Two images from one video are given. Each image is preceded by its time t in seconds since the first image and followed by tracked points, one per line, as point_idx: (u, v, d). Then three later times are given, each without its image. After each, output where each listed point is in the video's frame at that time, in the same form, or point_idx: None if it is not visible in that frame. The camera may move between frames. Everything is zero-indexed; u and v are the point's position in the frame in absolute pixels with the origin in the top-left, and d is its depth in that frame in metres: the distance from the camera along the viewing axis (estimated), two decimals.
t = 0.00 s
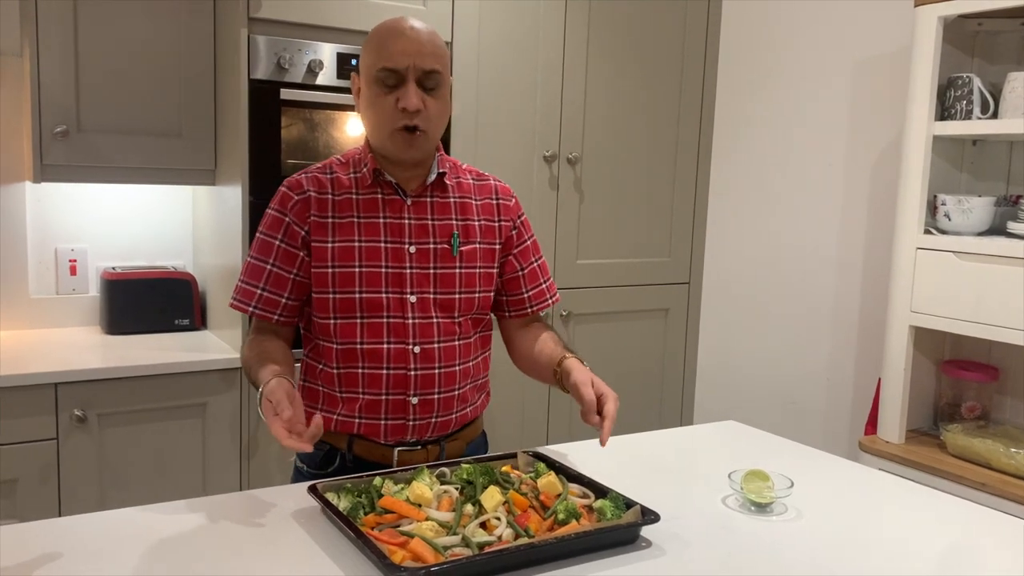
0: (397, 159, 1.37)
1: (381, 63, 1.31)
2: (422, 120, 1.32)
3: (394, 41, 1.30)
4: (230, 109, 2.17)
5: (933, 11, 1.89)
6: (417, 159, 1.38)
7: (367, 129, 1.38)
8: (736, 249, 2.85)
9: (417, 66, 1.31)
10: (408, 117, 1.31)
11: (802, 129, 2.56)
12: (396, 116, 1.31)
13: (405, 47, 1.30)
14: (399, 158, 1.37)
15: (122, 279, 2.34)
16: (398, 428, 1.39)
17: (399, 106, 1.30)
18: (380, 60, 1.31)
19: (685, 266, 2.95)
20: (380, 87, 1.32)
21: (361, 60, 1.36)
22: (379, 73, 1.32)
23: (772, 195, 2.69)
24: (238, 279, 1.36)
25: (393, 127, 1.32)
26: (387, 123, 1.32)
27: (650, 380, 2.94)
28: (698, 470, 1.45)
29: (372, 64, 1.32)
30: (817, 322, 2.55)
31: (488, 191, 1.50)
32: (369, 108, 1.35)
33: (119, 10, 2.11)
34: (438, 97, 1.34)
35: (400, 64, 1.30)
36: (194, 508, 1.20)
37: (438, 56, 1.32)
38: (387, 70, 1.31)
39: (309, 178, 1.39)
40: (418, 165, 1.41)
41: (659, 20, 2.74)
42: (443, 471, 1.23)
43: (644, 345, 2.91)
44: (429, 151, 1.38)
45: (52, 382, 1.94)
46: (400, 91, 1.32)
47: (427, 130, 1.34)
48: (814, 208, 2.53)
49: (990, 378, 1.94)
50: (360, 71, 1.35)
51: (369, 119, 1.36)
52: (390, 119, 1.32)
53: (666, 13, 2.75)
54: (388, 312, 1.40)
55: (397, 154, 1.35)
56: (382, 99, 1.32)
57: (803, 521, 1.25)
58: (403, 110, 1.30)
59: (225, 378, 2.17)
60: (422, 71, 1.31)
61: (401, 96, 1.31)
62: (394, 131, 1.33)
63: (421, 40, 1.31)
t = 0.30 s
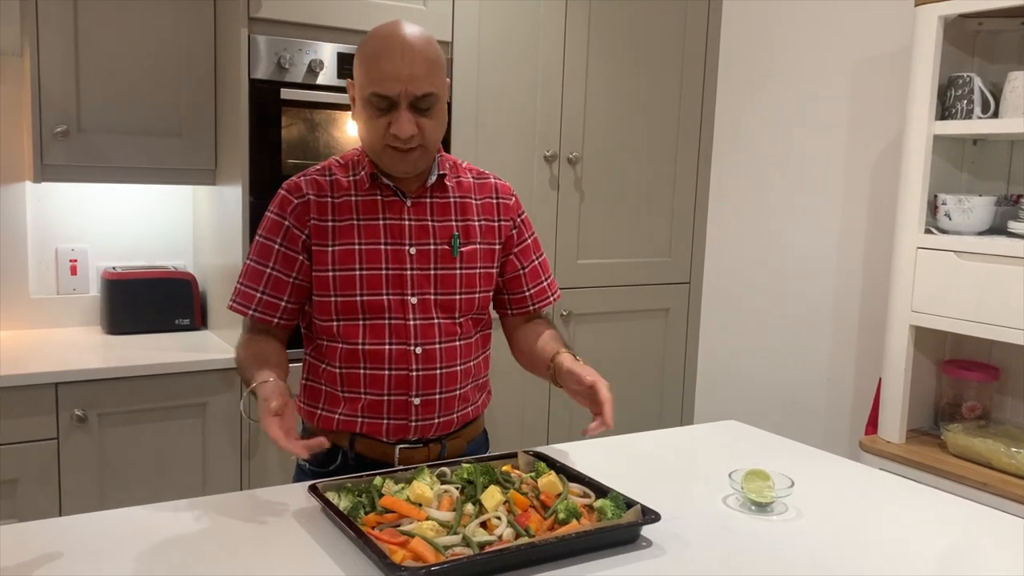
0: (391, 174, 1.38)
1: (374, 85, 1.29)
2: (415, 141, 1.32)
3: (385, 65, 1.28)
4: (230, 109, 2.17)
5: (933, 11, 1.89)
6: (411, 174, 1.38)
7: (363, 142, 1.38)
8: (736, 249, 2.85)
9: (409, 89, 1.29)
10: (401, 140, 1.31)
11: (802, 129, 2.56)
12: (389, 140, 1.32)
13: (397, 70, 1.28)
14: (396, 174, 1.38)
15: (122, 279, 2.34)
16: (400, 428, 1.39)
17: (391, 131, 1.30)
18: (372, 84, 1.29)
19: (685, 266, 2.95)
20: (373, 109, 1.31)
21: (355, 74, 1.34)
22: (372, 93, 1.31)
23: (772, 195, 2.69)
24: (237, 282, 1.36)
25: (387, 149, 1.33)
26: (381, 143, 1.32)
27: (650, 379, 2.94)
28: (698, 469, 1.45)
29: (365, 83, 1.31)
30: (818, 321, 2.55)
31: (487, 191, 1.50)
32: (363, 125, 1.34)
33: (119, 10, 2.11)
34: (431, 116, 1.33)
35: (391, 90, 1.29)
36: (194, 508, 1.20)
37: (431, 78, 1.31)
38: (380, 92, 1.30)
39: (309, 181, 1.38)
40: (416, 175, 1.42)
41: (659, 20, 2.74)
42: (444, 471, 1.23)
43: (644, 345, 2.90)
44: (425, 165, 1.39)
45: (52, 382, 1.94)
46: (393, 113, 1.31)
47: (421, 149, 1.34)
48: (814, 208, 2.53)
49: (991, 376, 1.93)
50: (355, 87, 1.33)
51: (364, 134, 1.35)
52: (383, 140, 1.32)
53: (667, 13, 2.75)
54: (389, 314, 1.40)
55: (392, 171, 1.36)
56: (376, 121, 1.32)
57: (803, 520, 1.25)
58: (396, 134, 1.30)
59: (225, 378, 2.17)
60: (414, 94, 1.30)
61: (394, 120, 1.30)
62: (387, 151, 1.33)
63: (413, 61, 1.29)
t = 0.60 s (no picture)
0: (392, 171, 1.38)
1: (378, 81, 1.30)
2: (420, 136, 1.33)
3: (389, 61, 1.29)
4: (230, 109, 2.17)
5: (933, 11, 1.89)
6: (413, 171, 1.38)
7: (364, 139, 1.37)
8: (736, 249, 2.85)
9: (414, 84, 1.30)
10: (406, 135, 1.31)
11: (802, 130, 2.57)
12: (393, 136, 1.32)
13: (402, 66, 1.29)
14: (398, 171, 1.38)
15: (122, 279, 2.34)
16: (400, 427, 1.39)
17: (396, 126, 1.31)
18: (376, 79, 1.30)
19: (685, 266, 2.95)
20: (376, 105, 1.32)
21: (355, 71, 1.34)
22: (375, 89, 1.31)
23: (772, 195, 2.69)
24: (238, 280, 1.34)
25: (390, 145, 1.33)
26: (384, 139, 1.32)
27: (651, 379, 2.94)
28: (699, 469, 1.45)
29: (368, 79, 1.31)
30: (818, 321, 2.55)
31: (485, 187, 1.51)
32: (365, 121, 1.34)
33: (119, 10, 2.11)
34: (433, 112, 1.34)
35: (396, 85, 1.29)
36: (196, 508, 1.20)
37: (434, 73, 1.32)
38: (384, 88, 1.30)
39: (309, 179, 1.38)
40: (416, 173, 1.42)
41: (660, 20, 2.74)
42: (445, 471, 1.23)
43: (644, 345, 2.90)
44: (426, 162, 1.39)
45: (53, 382, 1.94)
46: (397, 109, 1.31)
47: (423, 145, 1.35)
48: (814, 208, 2.54)
49: (991, 377, 1.94)
50: (356, 83, 1.33)
51: (365, 131, 1.35)
52: (387, 136, 1.32)
53: (667, 13, 2.75)
54: (389, 312, 1.40)
55: (393, 168, 1.36)
56: (379, 117, 1.32)
57: (803, 520, 1.25)
58: (401, 129, 1.30)
59: (225, 378, 2.17)
60: (418, 89, 1.31)
61: (398, 115, 1.31)
62: (391, 147, 1.33)
63: (417, 56, 1.30)
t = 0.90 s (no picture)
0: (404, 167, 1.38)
1: (406, 74, 1.31)
2: (441, 132, 1.34)
3: (419, 54, 1.30)
4: (230, 111, 2.17)
5: (932, 13, 1.90)
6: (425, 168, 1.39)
7: (378, 133, 1.37)
8: (736, 250, 2.85)
9: (441, 80, 1.32)
10: (429, 129, 1.33)
11: (802, 131, 2.57)
12: (415, 129, 1.33)
13: (431, 60, 1.31)
14: (411, 167, 1.38)
15: (122, 280, 2.34)
16: (399, 430, 1.40)
17: (420, 120, 1.32)
18: (405, 71, 1.31)
19: (685, 267, 2.95)
20: (401, 98, 1.32)
21: (376, 64, 1.34)
22: (401, 82, 1.32)
23: (771, 196, 2.69)
24: (238, 280, 1.35)
25: (410, 138, 1.34)
26: (406, 133, 1.33)
27: (650, 381, 2.94)
28: (699, 471, 1.45)
29: (394, 72, 1.31)
30: (818, 322, 2.55)
31: (485, 191, 1.50)
32: (384, 114, 1.34)
33: (119, 12, 2.11)
34: (453, 109, 1.37)
35: (425, 78, 1.31)
36: (196, 508, 1.20)
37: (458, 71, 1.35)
38: (411, 81, 1.31)
39: (310, 179, 1.38)
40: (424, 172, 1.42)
41: (660, 22, 2.75)
42: (444, 473, 1.23)
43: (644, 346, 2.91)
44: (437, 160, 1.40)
45: (53, 383, 1.94)
46: (421, 103, 1.33)
47: (441, 142, 1.37)
48: (814, 209, 2.54)
49: (990, 378, 1.94)
50: (378, 76, 1.33)
51: (383, 124, 1.35)
52: (410, 129, 1.33)
53: (666, 15, 2.75)
54: (388, 315, 1.41)
55: (408, 163, 1.36)
56: (403, 110, 1.32)
57: (802, 521, 1.25)
58: (425, 123, 1.32)
59: (225, 379, 2.17)
60: (444, 85, 1.33)
61: (422, 109, 1.32)
62: (411, 140, 1.34)
63: (444, 53, 1.33)
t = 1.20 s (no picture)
0: (395, 152, 1.39)
1: (383, 55, 1.36)
2: (421, 107, 1.36)
3: (394, 35, 1.36)
4: (229, 112, 2.17)
5: (931, 14, 1.90)
6: (415, 152, 1.40)
7: (366, 122, 1.41)
8: (735, 251, 2.85)
9: (417, 57, 1.36)
10: (407, 103, 1.35)
11: (801, 132, 2.57)
12: (394, 106, 1.36)
13: (406, 40, 1.36)
14: (398, 152, 1.39)
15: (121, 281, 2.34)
16: (397, 432, 1.40)
17: (397, 95, 1.35)
18: (381, 53, 1.36)
19: (684, 268, 2.96)
20: (380, 79, 1.37)
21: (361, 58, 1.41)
22: (379, 65, 1.37)
23: (771, 197, 2.69)
24: (237, 278, 1.35)
25: (391, 116, 1.36)
26: (386, 111, 1.36)
27: (649, 382, 2.94)
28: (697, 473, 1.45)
29: (372, 56, 1.37)
30: (817, 324, 2.55)
31: (485, 194, 1.51)
32: (369, 100, 1.39)
33: (119, 14, 2.11)
34: (436, 90, 1.39)
35: (399, 55, 1.35)
36: (195, 510, 1.20)
37: (437, 51, 1.38)
38: (388, 61, 1.36)
39: (312, 180, 1.39)
40: (419, 163, 1.42)
41: (660, 24, 2.75)
42: (443, 475, 1.23)
43: (643, 347, 2.91)
44: (427, 147, 1.41)
45: (52, 385, 1.94)
46: (400, 81, 1.36)
47: (425, 121, 1.38)
48: (813, 211, 2.54)
49: (988, 380, 1.94)
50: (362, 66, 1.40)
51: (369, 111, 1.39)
52: (389, 106, 1.36)
53: (665, 17, 2.76)
54: (388, 316, 1.41)
55: (394, 145, 1.38)
56: (382, 89, 1.36)
57: (801, 522, 1.25)
58: (402, 97, 1.35)
59: (224, 381, 2.17)
60: (421, 62, 1.36)
61: (400, 85, 1.35)
62: (392, 118, 1.36)
63: (420, 34, 1.37)
